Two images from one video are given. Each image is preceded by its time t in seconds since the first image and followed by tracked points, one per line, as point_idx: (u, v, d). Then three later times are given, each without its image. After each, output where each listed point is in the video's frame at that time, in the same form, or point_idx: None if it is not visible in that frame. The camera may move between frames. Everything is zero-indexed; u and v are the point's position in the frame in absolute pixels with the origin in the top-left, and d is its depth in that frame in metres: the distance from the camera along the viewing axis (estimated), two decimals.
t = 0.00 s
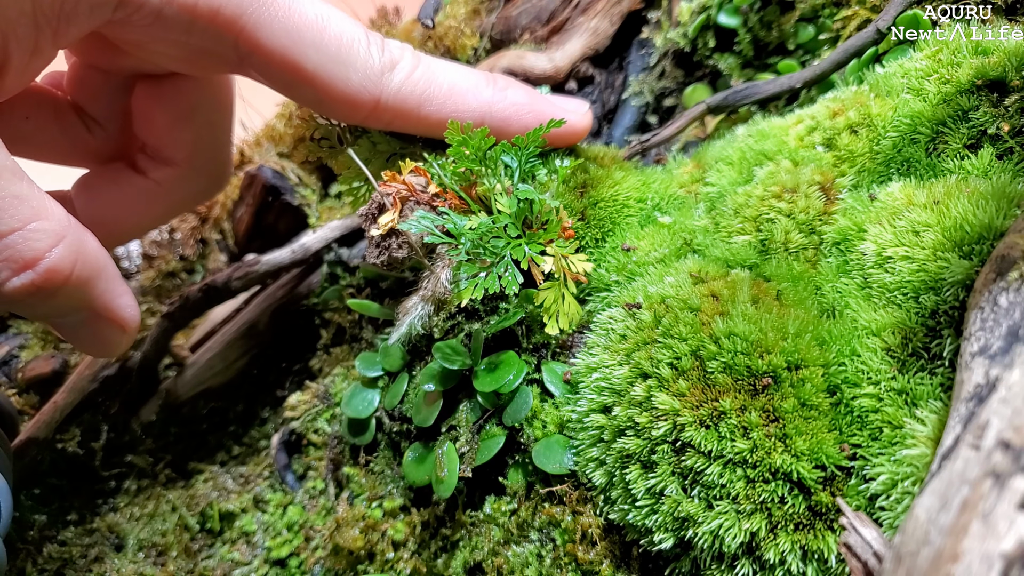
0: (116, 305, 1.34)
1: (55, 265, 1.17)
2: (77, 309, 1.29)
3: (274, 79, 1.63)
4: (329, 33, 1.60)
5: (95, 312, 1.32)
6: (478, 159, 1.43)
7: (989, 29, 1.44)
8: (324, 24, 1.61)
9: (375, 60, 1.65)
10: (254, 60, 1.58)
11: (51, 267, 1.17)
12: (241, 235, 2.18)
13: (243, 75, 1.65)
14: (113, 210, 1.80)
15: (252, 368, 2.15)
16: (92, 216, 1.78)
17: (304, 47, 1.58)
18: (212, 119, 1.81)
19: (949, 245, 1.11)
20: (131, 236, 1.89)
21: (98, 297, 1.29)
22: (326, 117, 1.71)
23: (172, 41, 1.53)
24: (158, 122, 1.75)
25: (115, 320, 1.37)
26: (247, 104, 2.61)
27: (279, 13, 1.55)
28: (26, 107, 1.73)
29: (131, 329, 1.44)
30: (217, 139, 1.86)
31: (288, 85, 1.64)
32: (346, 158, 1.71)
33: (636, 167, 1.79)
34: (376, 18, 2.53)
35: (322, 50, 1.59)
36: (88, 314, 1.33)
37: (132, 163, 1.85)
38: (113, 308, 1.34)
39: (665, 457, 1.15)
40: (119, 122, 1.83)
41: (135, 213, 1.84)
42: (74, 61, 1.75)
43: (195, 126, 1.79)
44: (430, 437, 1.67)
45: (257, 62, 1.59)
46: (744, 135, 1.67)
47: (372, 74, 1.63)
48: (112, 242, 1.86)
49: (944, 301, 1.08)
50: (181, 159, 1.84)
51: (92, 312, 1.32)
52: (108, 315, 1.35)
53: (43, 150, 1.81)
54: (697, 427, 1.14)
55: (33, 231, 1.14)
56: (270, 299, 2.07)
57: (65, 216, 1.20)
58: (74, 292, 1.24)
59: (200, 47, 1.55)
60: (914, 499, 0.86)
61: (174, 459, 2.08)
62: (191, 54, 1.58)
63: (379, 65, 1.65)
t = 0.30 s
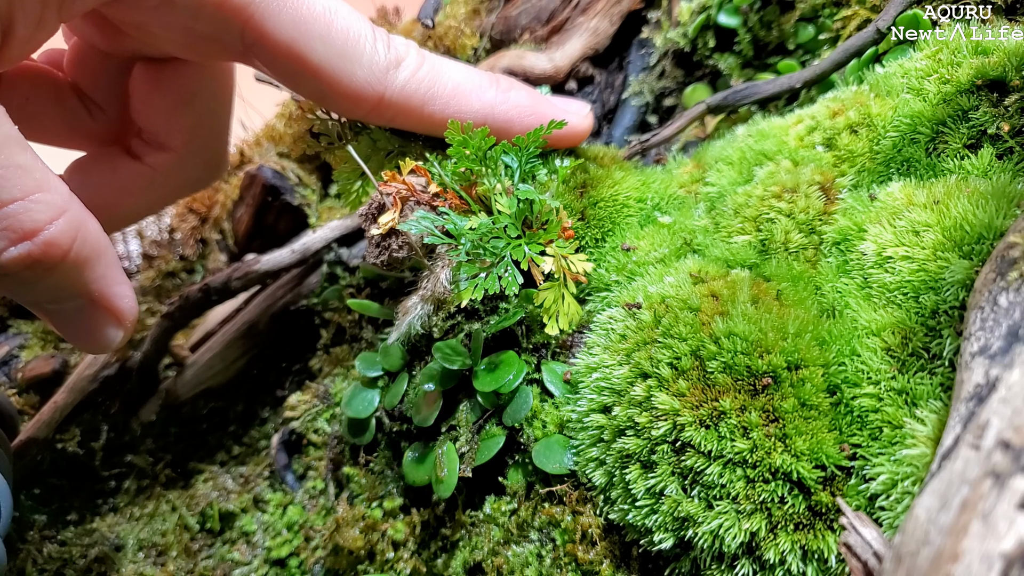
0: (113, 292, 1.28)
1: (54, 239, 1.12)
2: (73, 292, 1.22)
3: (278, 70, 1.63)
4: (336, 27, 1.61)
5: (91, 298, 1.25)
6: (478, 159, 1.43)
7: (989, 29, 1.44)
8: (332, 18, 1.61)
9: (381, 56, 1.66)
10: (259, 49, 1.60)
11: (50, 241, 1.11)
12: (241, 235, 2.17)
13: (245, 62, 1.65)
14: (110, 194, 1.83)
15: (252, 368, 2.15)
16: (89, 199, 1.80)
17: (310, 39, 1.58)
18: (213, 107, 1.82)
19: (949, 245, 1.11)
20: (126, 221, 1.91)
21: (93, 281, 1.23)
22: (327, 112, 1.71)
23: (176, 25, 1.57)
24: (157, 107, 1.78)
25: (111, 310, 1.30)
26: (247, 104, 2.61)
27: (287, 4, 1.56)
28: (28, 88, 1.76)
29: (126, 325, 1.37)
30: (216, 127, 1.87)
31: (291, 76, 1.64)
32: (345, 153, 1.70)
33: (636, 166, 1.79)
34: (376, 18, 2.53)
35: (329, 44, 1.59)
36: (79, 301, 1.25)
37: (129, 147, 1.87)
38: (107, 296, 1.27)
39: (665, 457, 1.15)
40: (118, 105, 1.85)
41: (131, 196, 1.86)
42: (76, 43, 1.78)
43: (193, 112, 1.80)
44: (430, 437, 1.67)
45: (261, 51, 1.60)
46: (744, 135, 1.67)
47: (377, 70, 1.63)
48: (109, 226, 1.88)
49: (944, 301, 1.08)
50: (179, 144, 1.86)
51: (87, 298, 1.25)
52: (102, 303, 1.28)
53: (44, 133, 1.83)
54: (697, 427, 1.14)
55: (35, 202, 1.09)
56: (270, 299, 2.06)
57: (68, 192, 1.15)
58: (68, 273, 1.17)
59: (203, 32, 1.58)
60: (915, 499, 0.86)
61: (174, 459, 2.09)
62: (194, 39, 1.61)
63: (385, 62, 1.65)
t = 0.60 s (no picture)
0: (112, 274, 1.24)
1: (53, 216, 1.08)
2: (69, 272, 1.17)
3: (279, 62, 1.64)
4: (339, 22, 1.61)
5: (88, 280, 1.21)
6: (478, 158, 1.43)
7: (989, 29, 1.44)
8: (334, 12, 1.61)
9: (382, 53, 1.66)
10: (260, 42, 1.60)
11: (48, 218, 1.08)
12: (241, 235, 2.17)
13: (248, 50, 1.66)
14: (107, 178, 1.85)
15: (252, 368, 2.15)
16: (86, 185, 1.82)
17: (312, 33, 1.58)
18: (212, 96, 1.84)
19: (949, 245, 1.11)
20: (123, 205, 1.94)
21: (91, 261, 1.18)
22: (327, 107, 1.70)
23: (180, 13, 1.57)
24: (157, 95, 1.79)
25: (109, 293, 1.26)
26: (247, 104, 2.61)
27: None
28: (31, 71, 1.73)
29: (124, 309, 1.32)
30: (214, 116, 1.90)
31: (293, 69, 1.64)
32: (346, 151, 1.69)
33: (636, 166, 1.79)
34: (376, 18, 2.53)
35: (331, 39, 1.60)
36: (76, 282, 1.20)
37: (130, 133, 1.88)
38: (105, 279, 1.23)
39: (665, 457, 1.15)
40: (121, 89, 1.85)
41: (132, 181, 1.90)
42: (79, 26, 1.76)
43: (195, 99, 1.82)
44: (430, 437, 1.67)
45: (264, 44, 1.60)
46: (744, 135, 1.67)
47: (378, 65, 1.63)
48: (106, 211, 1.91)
49: (944, 301, 1.07)
50: (178, 133, 1.88)
51: (85, 279, 1.21)
52: (100, 285, 1.23)
53: (43, 116, 1.81)
54: (697, 427, 1.14)
55: (35, 178, 1.06)
56: (270, 299, 2.06)
57: (69, 171, 1.12)
58: (65, 251, 1.13)
59: (204, 22, 1.59)
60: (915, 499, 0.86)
61: (174, 459, 2.09)
62: (196, 28, 1.61)
63: (385, 59, 1.65)
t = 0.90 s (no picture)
0: (95, 282, 1.24)
1: (40, 226, 1.07)
2: (54, 280, 1.17)
3: (276, 72, 1.63)
4: (334, 29, 1.60)
5: (72, 287, 1.21)
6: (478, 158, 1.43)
7: (989, 29, 1.44)
8: (329, 20, 1.61)
9: (379, 57, 1.65)
10: (257, 54, 1.59)
11: (36, 227, 1.07)
12: (241, 235, 2.16)
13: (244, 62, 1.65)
14: (105, 192, 1.84)
15: (252, 368, 2.15)
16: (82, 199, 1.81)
17: (308, 43, 1.57)
18: (209, 106, 1.83)
19: (949, 245, 1.11)
20: (120, 218, 1.93)
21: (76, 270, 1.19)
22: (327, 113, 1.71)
23: (175, 28, 1.55)
24: (155, 107, 1.77)
25: (92, 300, 1.26)
26: (247, 104, 2.61)
27: (284, 8, 1.55)
28: (28, 84, 1.75)
29: (107, 316, 1.33)
30: (212, 127, 1.89)
31: (290, 79, 1.64)
32: (344, 155, 1.69)
33: (636, 166, 1.79)
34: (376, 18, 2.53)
35: (326, 47, 1.59)
36: (60, 290, 1.20)
37: (128, 145, 1.88)
38: (89, 286, 1.23)
39: (665, 457, 1.16)
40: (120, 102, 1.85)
41: (129, 196, 1.89)
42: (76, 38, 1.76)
43: (193, 113, 1.81)
44: (430, 437, 1.67)
45: (260, 55, 1.59)
46: (744, 135, 1.67)
47: (375, 71, 1.63)
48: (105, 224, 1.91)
49: (944, 301, 1.07)
50: (175, 145, 1.87)
51: (69, 287, 1.21)
52: (84, 292, 1.24)
53: (46, 127, 1.84)
54: (697, 427, 1.14)
55: (24, 188, 1.05)
56: (270, 298, 2.06)
57: (57, 181, 1.11)
58: (50, 261, 1.13)
59: (200, 36, 1.57)
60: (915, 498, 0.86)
61: (174, 459, 2.09)
62: (191, 42, 1.59)
63: (382, 63, 1.65)
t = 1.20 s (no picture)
0: (90, 282, 1.24)
1: (37, 222, 1.07)
2: (49, 278, 1.17)
3: (275, 71, 1.64)
4: (334, 30, 1.61)
5: (67, 286, 1.20)
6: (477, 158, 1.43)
7: (989, 29, 1.45)
8: (329, 20, 1.62)
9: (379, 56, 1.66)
10: (257, 53, 1.59)
11: (32, 223, 1.07)
12: (241, 235, 2.17)
13: (243, 61, 1.65)
14: (104, 192, 1.84)
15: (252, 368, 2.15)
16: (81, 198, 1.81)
17: (307, 42, 1.58)
18: (208, 106, 1.83)
19: (948, 245, 1.11)
20: (118, 218, 1.93)
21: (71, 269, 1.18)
22: (326, 112, 1.72)
23: (174, 28, 1.55)
24: (155, 107, 1.77)
25: (86, 300, 1.26)
26: (247, 104, 2.60)
27: (284, 7, 1.56)
28: (27, 81, 1.74)
29: (101, 317, 1.32)
30: (210, 126, 1.89)
31: (289, 79, 1.65)
32: (343, 154, 1.70)
33: (636, 166, 1.78)
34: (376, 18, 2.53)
35: (326, 47, 1.60)
36: (55, 289, 1.20)
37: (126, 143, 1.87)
38: (84, 285, 1.23)
39: (664, 456, 1.17)
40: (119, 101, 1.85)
41: (127, 194, 1.88)
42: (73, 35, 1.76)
43: (191, 112, 1.81)
44: (430, 437, 1.67)
45: (260, 55, 1.60)
46: (744, 135, 1.67)
47: (374, 70, 1.64)
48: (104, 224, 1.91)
49: (943, 300, 1.07)
50: (175, 144, 1.87)
51: (64, 286, 1.20)
52: (79, 292, 1.23)
53: (46, 124, 1.84)
54: (697, 427, 1.15)
55: (21, 184, 1.05)
56: (269, 298, 2.06)
57: (54, 179, 1.11)
58: (45, 258, 1.12)
59: (200, 36, 1.57)
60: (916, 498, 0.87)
61: (174, 459, 2.08)
62: (191, 42, 1.60)
63: (382, 63, 1.66)
